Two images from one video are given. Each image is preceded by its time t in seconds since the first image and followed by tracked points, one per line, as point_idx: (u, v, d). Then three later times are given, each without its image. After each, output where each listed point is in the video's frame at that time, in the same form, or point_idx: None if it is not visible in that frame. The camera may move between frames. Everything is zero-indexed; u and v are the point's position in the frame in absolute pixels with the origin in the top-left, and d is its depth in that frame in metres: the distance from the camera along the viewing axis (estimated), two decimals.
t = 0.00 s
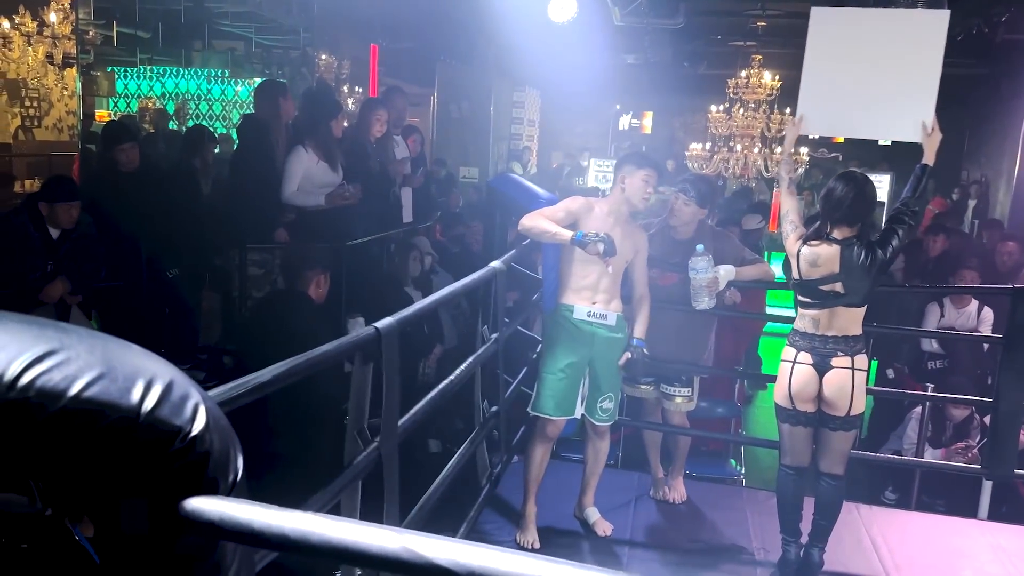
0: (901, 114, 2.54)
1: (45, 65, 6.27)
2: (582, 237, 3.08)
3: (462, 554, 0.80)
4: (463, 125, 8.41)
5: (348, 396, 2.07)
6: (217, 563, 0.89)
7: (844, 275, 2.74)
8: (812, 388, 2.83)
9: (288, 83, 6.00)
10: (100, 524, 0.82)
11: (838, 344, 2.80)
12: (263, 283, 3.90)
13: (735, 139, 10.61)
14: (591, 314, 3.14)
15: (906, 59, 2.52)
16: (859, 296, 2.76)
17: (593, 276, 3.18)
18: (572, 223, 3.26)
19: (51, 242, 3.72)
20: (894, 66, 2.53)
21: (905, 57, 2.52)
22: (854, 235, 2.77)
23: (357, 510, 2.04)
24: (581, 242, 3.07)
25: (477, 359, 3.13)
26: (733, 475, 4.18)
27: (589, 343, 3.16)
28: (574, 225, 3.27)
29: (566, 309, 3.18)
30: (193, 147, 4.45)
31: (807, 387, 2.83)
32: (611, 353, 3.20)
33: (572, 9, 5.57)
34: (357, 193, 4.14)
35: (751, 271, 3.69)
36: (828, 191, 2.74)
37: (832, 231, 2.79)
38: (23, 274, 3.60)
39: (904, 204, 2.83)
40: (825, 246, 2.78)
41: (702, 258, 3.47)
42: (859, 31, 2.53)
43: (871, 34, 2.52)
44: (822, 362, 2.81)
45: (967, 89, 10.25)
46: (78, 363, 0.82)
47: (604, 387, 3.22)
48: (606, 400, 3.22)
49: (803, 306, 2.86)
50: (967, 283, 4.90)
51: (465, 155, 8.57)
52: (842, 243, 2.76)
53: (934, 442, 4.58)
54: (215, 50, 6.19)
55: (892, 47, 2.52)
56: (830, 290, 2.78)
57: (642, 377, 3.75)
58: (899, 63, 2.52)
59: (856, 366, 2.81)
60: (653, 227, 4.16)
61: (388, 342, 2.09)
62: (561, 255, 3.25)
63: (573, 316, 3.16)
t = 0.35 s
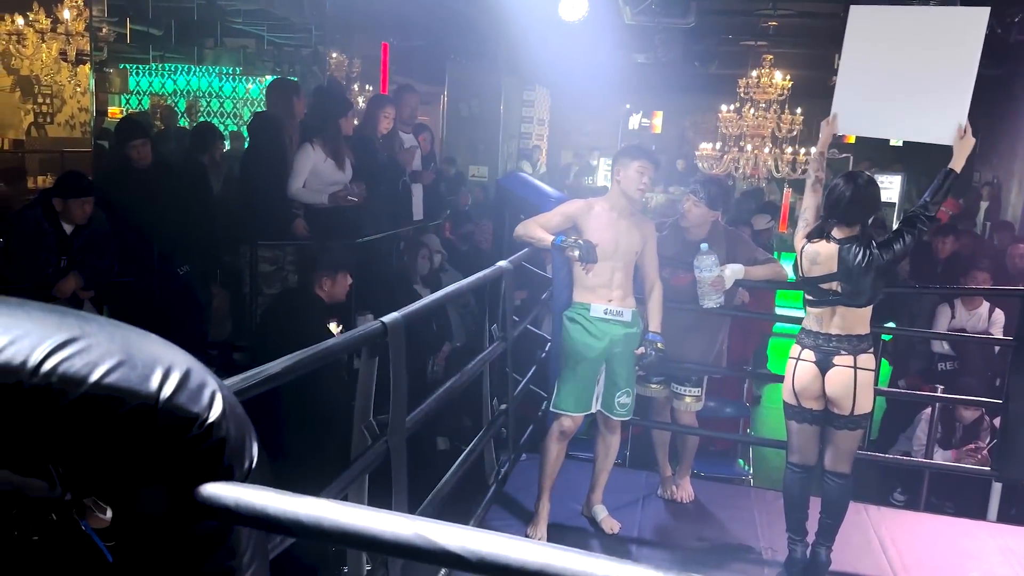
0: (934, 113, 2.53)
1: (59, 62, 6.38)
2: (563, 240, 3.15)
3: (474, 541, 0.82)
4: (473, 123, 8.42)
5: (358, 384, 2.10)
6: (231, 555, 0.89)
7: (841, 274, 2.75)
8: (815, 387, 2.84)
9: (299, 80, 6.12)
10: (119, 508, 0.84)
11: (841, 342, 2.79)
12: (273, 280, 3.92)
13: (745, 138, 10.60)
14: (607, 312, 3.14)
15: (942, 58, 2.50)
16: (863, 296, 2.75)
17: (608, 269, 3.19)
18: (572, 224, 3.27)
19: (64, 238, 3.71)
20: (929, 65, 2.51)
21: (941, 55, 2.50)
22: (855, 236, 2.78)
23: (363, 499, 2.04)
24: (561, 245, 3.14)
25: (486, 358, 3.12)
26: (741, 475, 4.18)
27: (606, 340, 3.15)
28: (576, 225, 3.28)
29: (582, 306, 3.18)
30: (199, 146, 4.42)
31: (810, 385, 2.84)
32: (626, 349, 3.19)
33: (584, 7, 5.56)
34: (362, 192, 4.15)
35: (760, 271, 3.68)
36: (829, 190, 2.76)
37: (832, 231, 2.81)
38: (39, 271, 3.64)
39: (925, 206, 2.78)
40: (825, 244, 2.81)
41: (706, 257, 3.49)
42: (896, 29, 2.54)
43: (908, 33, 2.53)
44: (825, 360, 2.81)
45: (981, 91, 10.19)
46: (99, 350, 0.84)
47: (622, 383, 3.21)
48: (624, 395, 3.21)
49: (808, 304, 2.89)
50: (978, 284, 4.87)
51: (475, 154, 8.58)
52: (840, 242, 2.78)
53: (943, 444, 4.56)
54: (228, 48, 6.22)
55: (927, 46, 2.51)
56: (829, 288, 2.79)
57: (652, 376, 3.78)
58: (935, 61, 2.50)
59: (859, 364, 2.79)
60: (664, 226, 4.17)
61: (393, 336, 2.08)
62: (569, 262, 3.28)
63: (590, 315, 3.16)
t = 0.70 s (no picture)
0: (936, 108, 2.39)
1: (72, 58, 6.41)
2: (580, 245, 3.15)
3: (490, 528, 0.83)
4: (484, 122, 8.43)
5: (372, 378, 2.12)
6: (250, 538, 0.92)
7: (860, 274, 2.74)
8: (830, 387, 2.82)
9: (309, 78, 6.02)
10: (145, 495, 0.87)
11: (857, 343, 2.79)
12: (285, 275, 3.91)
13: (755, 139, 10.58)
14: (623, 312, 3.14)
15: (944, 49, 2.38)
16: (879, 295, 2.76)
17: (624, 268, 3.19)
18: (584, 223, 3.25)
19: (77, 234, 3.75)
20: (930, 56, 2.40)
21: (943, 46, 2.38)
22: (871, 236, 2.76)
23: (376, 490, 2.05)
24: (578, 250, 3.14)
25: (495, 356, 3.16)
26: (749, 475, 4.17)
27: (620, 340, 3.15)
28: (588, 225, 3.27)
29: (598, 306, 3.18)
30: (208, 140, 4.44)
31: (825, 385, 2.83)
32: (639, 347, 3.19)
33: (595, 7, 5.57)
34: (372, 188, 4.20)
35: (773, 269, 3.69)
36: (845, 190, 2.75)
37: (849, 231, 2.79)
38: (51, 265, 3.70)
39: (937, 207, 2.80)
40: (842, 245, 2.78)
41: (718, 251, 3.54)
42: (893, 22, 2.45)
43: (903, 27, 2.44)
44: (840, 361, 2.80)
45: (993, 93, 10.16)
46: (121, 336, 0.85)
47: (634, 381, 3.21)
48: (636, 394, 3.22)
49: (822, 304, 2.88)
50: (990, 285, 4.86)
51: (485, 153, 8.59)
52: (857, 242, 2.76)
53: (953, 446, 4.55)
54: (239, 45, 6.37)
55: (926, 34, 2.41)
56: (847, 289, 2.77)
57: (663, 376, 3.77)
58: (935, 52, 2.39)
59: (875, 365, 2.80)
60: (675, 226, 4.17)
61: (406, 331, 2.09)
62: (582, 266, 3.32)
63: (605, 314, 3.16)
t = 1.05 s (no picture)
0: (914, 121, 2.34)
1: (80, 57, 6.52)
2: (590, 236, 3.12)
3: (489, 530, 0.83)
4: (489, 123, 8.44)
5: (375, 377, 2.14)
6: (250, 539, 0.92)
7: (888, 277, 2.73)
8: (847, 388, 2.81)
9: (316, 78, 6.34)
10: (146, 494, 0.86)
11: (871, 347, 2.79)
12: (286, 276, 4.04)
13: (762, 140, 10.58)
14: (624, 313, 3.14)
15: (923, 44, 2.32)
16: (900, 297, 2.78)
17: (626, 267, 3.17)
18: (584, 222, 3.28)
19: (86, 233, 3.76)
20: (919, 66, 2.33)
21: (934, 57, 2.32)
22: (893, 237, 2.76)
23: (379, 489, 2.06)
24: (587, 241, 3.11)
25: (499, 357, 3.16)
26: (753, 477, 4.16)
27: (623, 342, 3.15)
28: (588, 223, 3.29)
29: (600, 308, 3.18)
30: (215, 140, 4.42)
31: (841, 390, 2.81)
32: (641, 350, 3.18)
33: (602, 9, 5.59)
34: (377, 188, 4.21)
35: (779, 273, 3.69)
36: (863, 194, 2.73)
37: (870, 235, 2.76)
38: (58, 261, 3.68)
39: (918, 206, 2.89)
40: (867, 250, 2.74)
41: (725, 252, 3.58)
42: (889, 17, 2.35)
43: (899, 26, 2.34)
44: (857, 365, 2.79)
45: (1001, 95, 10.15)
46: (123, 336, 0.86)
47: (640, 383, 3.21)
48: (640, 395, 3.21)
49: (836, 309, 2.83)
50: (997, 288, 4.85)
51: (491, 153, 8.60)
52: (885, 245, 2.74)
53: (959, 449, 4.53)
54: (246, 45, 6.37)
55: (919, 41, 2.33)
56: (870, 293, 2.75)
57: (669, 377, 3.77)
58: (916, 47, 2.33)
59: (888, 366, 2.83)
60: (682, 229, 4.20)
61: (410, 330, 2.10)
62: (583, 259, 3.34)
63: (608, 316, 3.16)
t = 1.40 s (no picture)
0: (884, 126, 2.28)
1: (84, 57, 6.51)
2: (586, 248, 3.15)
3: (483, 525, 0.84)
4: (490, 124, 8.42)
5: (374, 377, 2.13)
6: (247, 536, 0.93)
7: (902, 280, 2.74)
8: (853, 392, 2.81)
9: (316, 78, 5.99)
10: (139, 494, 0.88)
11: (875, 349, 2.80)
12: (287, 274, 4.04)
13: (765, 140, 10.57)
14: (628, 314, 3.14)
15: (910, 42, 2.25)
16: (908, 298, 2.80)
17: (626, 269, 3.19)
18: (581, 225, 3.28)
19: (88, 231, 3.88)
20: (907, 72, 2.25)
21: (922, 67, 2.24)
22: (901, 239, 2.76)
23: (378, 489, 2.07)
24: (583, 253, 3.13)
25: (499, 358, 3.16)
26: (754, 477, 4.16)
27: (625, 343, 3.15)
28: (585, 227, 3.29)
29: (602, 309, 3.18)
30: (217, 139, 4.39)
31: (849, 393, 2.81)
32: (644, 351, 3.19)
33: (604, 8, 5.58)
34: (380, 189, 4.20)
35: (779, 273, 3.69)
36: (875, 197, 2.73)
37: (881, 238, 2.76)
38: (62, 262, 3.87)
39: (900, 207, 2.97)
40: (880, 253, 2.73)
41: (725, 251, 3.54)
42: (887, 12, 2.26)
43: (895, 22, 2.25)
44: (865, 368, 2.80)
45: (1004, 95, 10.13)
46: (120, 334, 0.86)
47: (642, 384, 3.21)
48: (643, 396, 3.22)
49: (842, 312, 2.81)
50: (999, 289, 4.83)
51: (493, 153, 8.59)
52: (897, 248, 2.74)
53: (960, 450, 4.53)
54: (248, 45, 6.31)
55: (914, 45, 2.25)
56: (883, 297, 2.75)
57: (671, 377, 3.78)
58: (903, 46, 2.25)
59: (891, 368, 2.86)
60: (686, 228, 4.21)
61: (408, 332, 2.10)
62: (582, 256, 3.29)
63: (610, 317, 3.16)
